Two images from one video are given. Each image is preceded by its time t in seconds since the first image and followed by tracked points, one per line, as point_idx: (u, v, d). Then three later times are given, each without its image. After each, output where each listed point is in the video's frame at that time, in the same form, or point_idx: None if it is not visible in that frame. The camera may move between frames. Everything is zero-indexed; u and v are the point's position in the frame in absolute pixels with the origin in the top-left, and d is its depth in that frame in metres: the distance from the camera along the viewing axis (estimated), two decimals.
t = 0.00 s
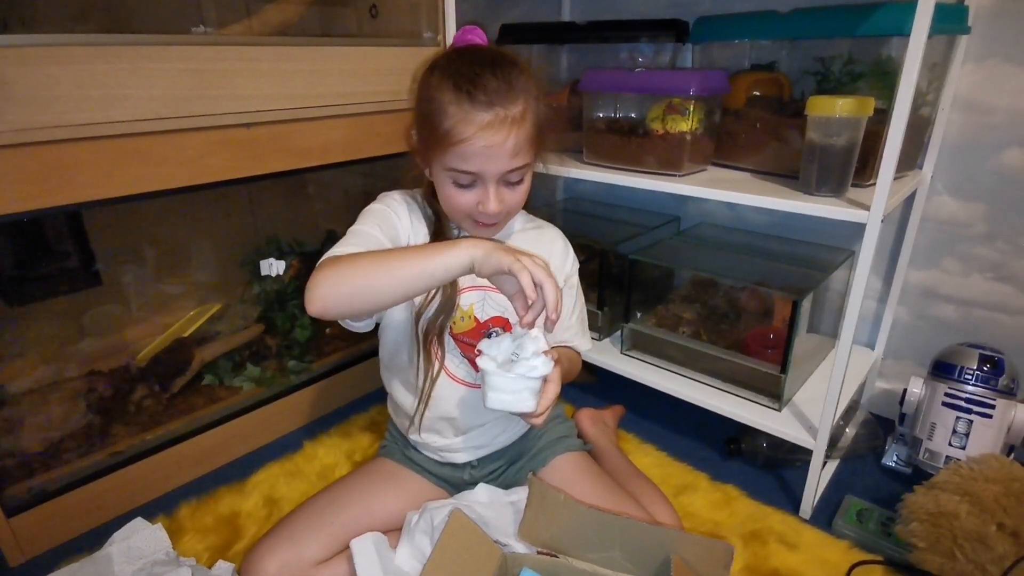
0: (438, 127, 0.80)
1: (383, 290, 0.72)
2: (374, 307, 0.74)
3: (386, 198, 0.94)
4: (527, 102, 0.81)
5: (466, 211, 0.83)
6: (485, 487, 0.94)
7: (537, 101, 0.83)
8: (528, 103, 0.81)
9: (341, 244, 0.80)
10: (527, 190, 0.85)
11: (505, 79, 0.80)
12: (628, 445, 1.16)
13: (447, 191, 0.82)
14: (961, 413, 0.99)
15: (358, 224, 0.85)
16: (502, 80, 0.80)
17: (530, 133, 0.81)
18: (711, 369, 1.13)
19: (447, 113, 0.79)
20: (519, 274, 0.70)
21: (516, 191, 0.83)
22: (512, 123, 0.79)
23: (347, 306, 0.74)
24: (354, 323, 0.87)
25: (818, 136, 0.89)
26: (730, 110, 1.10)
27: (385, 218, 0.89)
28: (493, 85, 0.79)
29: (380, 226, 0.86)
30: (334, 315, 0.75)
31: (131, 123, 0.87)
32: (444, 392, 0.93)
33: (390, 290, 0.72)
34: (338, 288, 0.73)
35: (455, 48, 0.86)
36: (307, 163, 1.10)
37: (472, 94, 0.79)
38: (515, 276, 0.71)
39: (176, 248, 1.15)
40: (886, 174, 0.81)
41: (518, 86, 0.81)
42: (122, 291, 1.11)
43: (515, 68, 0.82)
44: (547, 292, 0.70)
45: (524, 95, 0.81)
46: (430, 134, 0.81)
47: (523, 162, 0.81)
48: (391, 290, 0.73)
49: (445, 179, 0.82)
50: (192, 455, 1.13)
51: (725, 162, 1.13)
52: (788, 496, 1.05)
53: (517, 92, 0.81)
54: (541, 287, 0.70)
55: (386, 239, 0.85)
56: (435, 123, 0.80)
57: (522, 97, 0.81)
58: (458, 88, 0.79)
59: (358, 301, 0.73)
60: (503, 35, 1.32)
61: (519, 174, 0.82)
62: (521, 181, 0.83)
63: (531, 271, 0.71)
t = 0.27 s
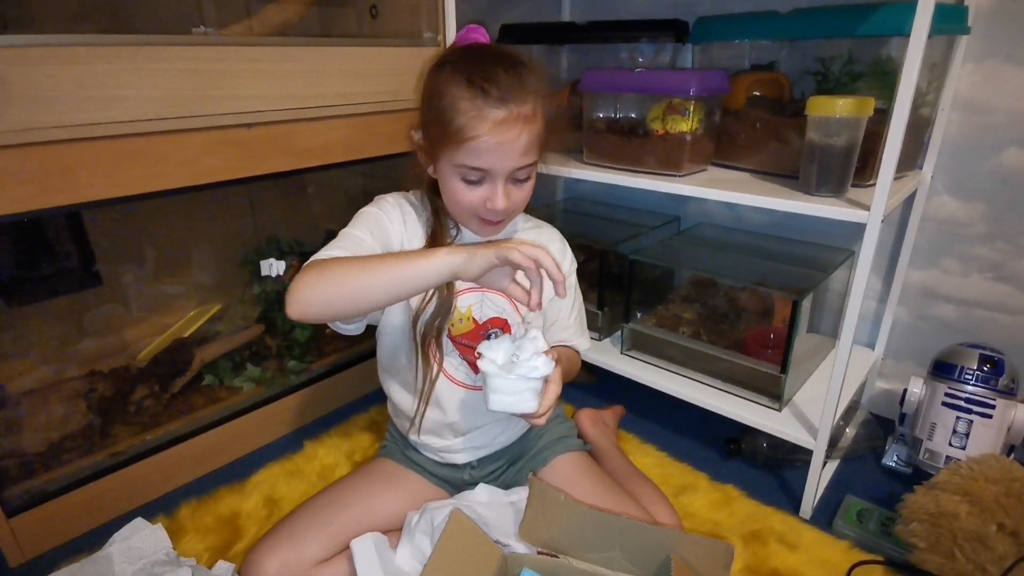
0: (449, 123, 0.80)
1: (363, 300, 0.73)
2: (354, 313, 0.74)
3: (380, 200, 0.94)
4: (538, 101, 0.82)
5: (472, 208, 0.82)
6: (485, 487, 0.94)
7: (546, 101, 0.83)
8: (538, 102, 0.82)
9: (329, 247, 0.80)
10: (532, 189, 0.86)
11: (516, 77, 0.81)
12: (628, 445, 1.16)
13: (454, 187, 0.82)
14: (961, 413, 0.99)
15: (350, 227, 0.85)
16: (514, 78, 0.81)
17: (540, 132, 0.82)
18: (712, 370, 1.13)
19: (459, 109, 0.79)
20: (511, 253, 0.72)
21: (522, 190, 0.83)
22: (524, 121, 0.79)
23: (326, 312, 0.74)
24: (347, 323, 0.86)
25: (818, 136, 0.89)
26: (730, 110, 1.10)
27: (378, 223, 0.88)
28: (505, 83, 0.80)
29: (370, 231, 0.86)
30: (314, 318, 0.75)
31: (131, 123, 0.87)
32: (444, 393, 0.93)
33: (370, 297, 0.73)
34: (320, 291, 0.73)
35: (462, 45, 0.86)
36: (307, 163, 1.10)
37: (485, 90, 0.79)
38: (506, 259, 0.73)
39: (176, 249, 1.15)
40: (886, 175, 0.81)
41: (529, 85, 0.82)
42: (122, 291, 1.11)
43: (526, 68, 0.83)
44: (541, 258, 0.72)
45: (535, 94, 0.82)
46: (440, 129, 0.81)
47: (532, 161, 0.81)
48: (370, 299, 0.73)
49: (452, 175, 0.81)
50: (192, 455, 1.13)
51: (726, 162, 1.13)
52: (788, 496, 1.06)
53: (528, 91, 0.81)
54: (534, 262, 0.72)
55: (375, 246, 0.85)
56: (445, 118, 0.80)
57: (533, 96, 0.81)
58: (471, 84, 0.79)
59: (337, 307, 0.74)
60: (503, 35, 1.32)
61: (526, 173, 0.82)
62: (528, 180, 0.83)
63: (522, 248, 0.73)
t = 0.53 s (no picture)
0: (461, 118, 0.80)
1: (340, 316, 0.74)
2: (331, 328, 0.75)
3: (374, 204, 0.94)
4: (549, 106, 0.83)
5: (475, 205, 0.82)
6: (484, 488, 0.94)
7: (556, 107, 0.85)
8: (550, 107, 0.83)
9: (319, 256, 0.80)
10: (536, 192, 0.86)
11: (532, 80, 0.82)
12: (628, 446, 1.16)
13: (459, 182, 0.82)
14: (961, 414, 0.99)
15: (343, 234, 0.85)
16: (529, 81, 0.82)
17: (549, 136, 0.83)
18: (711, 371, 1.13)
19: (473, 105, 0.80)
20: (493, 247, 0.72)
21: (526, 192, 0.84)
22: (536, 123, 0.80)
23: (305, 324, 0.75)
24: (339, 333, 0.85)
25: (817, 136, 0.89)
26: (730, 111, 1.10)
27: (371, 229, 0.88)
28: (521, 85, 0.81)
29: (362, 240, 0.85)
30: (294, 329, 0.76)
31: (131, 124, 0.87)
32: (443, 395, 0.93)
33: (346, 314, 0.74)
34: (299, 303, 0.74)
35: (479, 46, 0.88)
36: (306, 163, 1.10)
37: (501, 90, 0.80)
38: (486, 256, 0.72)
39: (175, 249, 1.15)
40: (885, 176, 0.81)
41: (543, 90, 0.83)
42: (122, 292, 1.11)
43: (541, 73, 0.85)
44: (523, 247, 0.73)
45: (548, 98, 0.83)
46: (452, 124, 0.81)
47: (540, 164, 0.82)
48: (345, 317, 0.74)
49: (459, 170, 0.81)
50: (192, 456, 1.13)
51: (726, 163, 1.13)
52: (788, 497, 1.06)
53: (541, 95, 0.82)
54: (515, 252, 0.72)
55: (365, 257, 0.84)
56: (458, 113, 0.80)
57: (546, 99, 0.83)
58: (488, 83, 0.81)
59: (313, 321, 0.75)
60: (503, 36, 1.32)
61: (533, 176, 0.82)
62: (533, 183, 0.84)
63: (503, 242, 0.73)
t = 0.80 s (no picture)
0: (462, 117, 0.80)
1: (341, 320, 0.74)
2: (332, 331, 0.75)
3: (374, 205, 0.93)
4: (551, 106, 0.83)
5: (476, 204, 0.82)
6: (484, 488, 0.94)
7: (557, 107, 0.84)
8: (551, 106, 0.83)
9: (317, 259, 0.80)
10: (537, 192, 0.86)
11: (534, 80, 0.82)
12: (628, 446, 1.16)
13: (460, 181, 0.82)
14: (962, 414, 0.99)
15: (342, 236, 0.85)
16: (531, 80, 0.82)
17: (551, 136, 0.83)
18: (712, 371, 1.13)
19: (474, 104, 0.80)
20: (494, 244, 0.71)
21: (527, 191, 0.83)
22: (537, 122, 0.80)
23: (305, 328, 0.75)
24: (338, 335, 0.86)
25: (817, 136, 0.89)
26: (730, 111, 1.10)
27: (370, 230, 0.88)
28: (523, 84, 0.81)
29: (361, 241, 0.85)
30: (295, 332, 0.76)
31: (131, 124, 0.87)
32: (443, 396, 0.93)
33: (347, 317, 0.74)
34: (298, 305, 0.74)
35: (481, 45, 0.88)
36: (306, 163, 1.10)
37: (502, 89, 0.80)
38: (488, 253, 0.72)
39: (175, 249, 1.15)
40: (886, 176, 0.81)
41: (544, 90, 0.83)
42: (122, 292, 1.11)
43: (542, 73, 0.85)
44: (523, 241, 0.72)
45: (549, 98, 0.83)
46: (453, 122, 0.81)
47: (541, 163, 0.82)
48: (346, 320, 0.74)
49: (460, 169, 0.81)
50: (192, 456, 1.13)
51: (726, 163, 1.13)
52: (788, 497, 1.06)
53: (543, 94, 0.82)
54: (517, 247, 0.71)
55: (365, 258, 0.84)
56: (460, 111, 0.80)
57: (547, 99, 0.83)
58: (489, 83, 0.80)
59: (314, 324, 0.75)
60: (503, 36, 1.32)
61: (533, 175, 0.82)
62: (534, 183, 0.84)
63: (504, 238, 0.72)
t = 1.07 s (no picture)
0: (462, 115, 0.80)
1: (345, 315, 0.73)
2: (335, 327, 0.75)
3: (376, 204, 0.93)
4: (551, 103, 0.83)
5: (477, 203, 0.82)
6: (487, 488, 0.94)
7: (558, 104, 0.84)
8: (552, 104, 0.83)
9: (320, 256, 0.80)
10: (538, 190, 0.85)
11: (535, 78, 0.82)
12: (630, 446, 1.15)
13: (460, 180, 0.81)
14: (966, 414, 0.98)
15: (344, 234, 0.85)
16: (531, 78, 0.82)
17: (552, 134, 0.82)
18: (715, 371, 1.12)
19: (474, 102, 0.79)
20: (498, 240, 0.71)
21: (528, 190, 0.83)
22: (537, 120, 0.80)
23: (309, 324, 0.75)
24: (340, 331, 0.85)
25: (821, 135, 0.89)
26: (733, 109, 1.09)
27: (372, 229, 0.88)
28: (523, 82, 0.81)
29: (363, 239, 0.85)
30: (298, 329, 0.76)
31: (132, 123, 0.87)
32: (445, 395, 0.93)
33: (351, 313, 0.73)
34: (301, 302, 0.74)
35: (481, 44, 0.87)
36: (307, 162, 1.10)
37: (502, 87, 0.80)
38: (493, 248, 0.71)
39: (176, 248, 1.15)
40: (891, 175, 0.80)
41: (544, 87, 0.82)
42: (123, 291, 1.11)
43: (542, 71, 0.84)
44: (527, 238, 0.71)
45: (549, 96, 0.82)
46: (453, 121, 0.80)
47: (542, 161, 0.81)
48: (350, 316, 0.74)
49: (460, 168, 0.81)
50: (193, 456, 1.12)
51: (729, 162, 1.12)
52: (791, 497, 1.05)
53: (543, 92, 0.82)
54: (522, 243, 0.71)
55: (367, 256, 0.84)
56: (459, 110, 0.80)
57: (547, 97, 0.82)
58: (489, 81, 0.80)
59: (317, 320, 0.74)
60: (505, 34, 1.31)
61: (534, 173, 0.82)
62: (535, 181, 0.83)
63: (509, 234, 0.71)
